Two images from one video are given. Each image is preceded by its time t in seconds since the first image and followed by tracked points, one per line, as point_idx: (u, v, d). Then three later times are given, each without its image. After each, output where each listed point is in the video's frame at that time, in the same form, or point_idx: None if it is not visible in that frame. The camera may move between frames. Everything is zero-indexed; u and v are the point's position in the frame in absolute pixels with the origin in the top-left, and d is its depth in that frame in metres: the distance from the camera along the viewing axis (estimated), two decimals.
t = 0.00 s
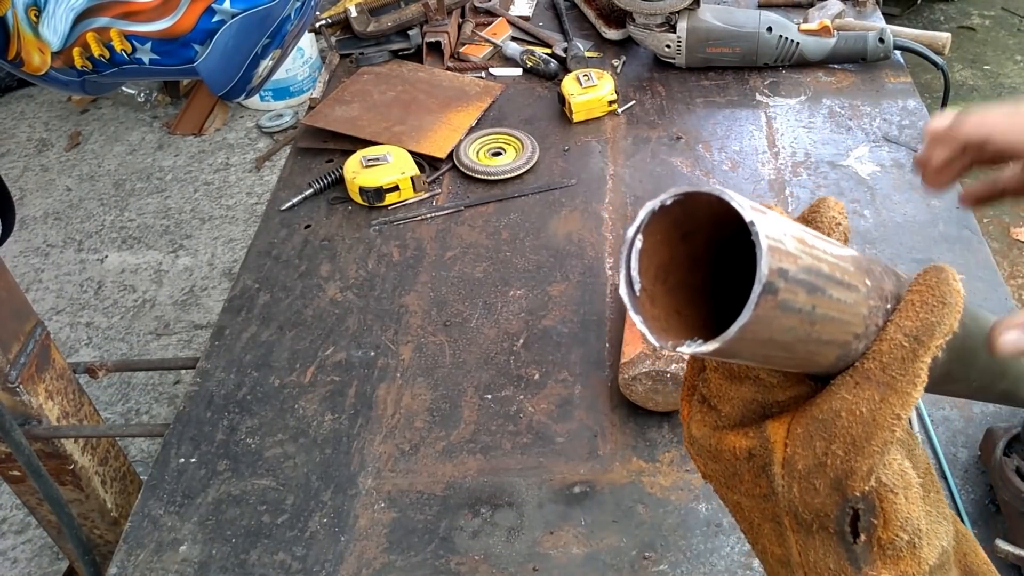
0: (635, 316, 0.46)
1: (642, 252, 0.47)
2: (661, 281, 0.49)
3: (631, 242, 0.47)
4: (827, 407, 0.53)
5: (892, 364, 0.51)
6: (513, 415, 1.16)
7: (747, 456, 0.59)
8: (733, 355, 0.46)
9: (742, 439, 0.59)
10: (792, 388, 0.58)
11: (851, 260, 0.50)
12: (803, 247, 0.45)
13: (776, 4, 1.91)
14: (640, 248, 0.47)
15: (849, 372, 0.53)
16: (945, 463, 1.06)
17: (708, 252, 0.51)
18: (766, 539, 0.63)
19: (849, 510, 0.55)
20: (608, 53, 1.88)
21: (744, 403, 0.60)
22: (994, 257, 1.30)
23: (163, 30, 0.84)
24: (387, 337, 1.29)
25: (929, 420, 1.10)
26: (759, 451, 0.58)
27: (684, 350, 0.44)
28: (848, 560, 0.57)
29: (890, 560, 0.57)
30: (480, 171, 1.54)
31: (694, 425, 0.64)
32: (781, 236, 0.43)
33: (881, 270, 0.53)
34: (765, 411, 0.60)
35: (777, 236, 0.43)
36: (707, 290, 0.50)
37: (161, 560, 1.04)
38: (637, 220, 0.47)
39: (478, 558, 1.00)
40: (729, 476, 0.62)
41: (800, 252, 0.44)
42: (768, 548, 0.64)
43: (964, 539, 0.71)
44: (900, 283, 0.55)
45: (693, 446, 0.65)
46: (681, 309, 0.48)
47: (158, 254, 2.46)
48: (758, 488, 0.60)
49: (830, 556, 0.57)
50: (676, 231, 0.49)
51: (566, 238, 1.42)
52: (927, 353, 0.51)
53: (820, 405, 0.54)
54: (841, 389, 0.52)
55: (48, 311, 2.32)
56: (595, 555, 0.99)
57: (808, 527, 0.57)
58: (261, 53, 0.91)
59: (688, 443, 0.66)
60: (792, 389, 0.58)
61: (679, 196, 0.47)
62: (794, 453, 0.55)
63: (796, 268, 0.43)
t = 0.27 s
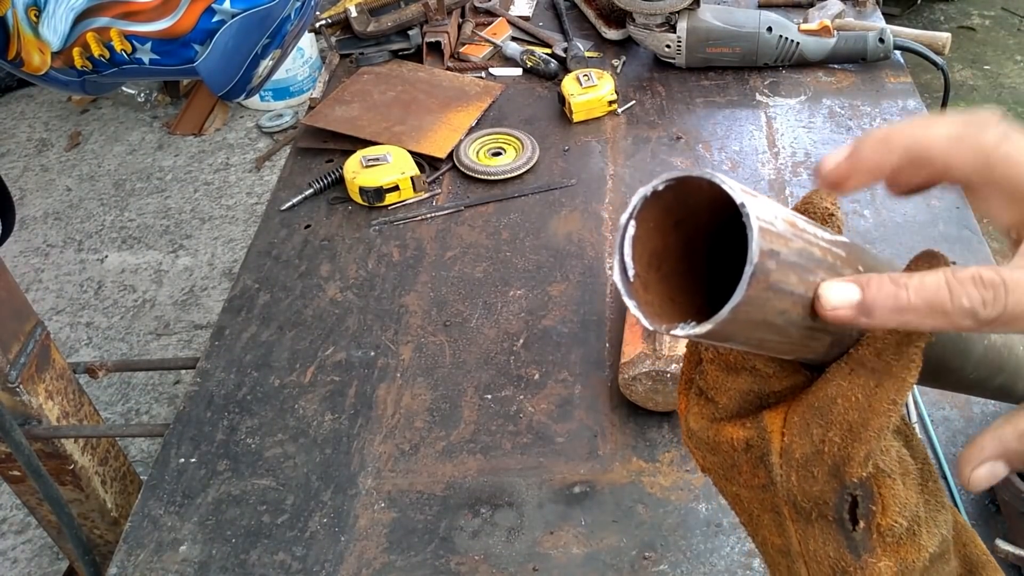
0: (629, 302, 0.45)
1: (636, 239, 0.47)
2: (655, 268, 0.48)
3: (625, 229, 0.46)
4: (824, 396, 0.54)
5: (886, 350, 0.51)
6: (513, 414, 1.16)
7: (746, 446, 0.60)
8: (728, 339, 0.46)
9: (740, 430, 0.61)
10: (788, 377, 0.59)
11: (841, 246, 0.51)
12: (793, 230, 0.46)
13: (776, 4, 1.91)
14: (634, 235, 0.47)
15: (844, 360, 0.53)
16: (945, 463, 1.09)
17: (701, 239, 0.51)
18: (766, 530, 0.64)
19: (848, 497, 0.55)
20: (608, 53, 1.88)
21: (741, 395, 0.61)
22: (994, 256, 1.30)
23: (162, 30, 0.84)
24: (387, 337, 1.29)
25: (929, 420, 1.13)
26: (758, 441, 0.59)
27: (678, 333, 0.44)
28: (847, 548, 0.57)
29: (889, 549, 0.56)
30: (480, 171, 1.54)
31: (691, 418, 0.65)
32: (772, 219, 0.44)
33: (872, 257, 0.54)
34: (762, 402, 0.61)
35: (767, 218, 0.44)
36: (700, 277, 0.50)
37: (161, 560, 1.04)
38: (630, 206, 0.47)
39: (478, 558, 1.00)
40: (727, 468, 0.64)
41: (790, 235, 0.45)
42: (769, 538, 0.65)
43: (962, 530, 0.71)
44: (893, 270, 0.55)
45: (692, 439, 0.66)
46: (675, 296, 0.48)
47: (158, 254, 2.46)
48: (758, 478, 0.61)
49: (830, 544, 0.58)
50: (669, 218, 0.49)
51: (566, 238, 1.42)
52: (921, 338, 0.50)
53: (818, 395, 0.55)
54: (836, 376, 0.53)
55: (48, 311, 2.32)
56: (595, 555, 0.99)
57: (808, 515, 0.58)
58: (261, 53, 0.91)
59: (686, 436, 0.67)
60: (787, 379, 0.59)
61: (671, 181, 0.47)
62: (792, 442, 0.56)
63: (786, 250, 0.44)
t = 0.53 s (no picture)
0: (628, 301, 0.45)
1: (635, 238, 0.47)
2: (654, 267, 0.48)
3: (624, 229, 0.47)
4: (823, 393, 0.53)
5: (886, 348, 0.51)
6: (513, 414, 1.16)
7: (744, 446, 0.59)
8: (726, 338, 0.46)
9: (738, 429, 0.59)
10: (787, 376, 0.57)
11: (841, 246, 0.50)
12: (793, 230, 0.45)
13: (776, 4, 1.91)
14: (632, 234, 0.47)
15: (843, 358, 0.52)
16: (945, 462, 1.09)
17: (699, 237, 0.51)
18: (762, 531, 0.63)
19: (846, 497, 0.54)
20: (608, 53, 1.88)
21: (739, 394, 0.60)
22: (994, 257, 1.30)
23: (162, 30, 0.84)
24: (387, 337, 1.29)
25: (929, 420, 1.13)
26: (755, 440, 0.58)
27: (676, 331, 0.44)
28: (845, 548, 0.56)
29: (887, 548, 0.55)
30: (480, 171, 1.54)
31: (689, 417, 0.64)
32: (771, 218, 0.44)
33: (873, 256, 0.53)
34: (760, 401, 0.60)
35: (766, 218, 0.43)
36: (700, 275, 0.50)
37: (161, 560, 1.04)
38: (629, 205, 0.47)
39: (478, 558, 1.00)
40: (724, 468, 0.62)
41: (790, 235, 0.44)
42: (765, 539, 0.63)
43: (959, 533, 0.71)
44: (893, 270, 0.55)
45: (689, 438, 0.65)
46: (675, 295, 0.48)
47: (158, 254, 2.46)
48: (754, 478, 0.60)
49: (827, 544, 0.57)
50: (667, 218, 0.49)
51: (566, 238, 1.42)
52: (920, 337, 0.50)
53: (816, 392, 0.53)
54: (836, 375, 0.52)
55: (48, 311, 2.32)
56: (595, 555, 0.99)
57: (805, 515, 0.57)
58: (261, 53, 0.91)
59: (684, 436, 0.66)
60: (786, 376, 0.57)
61: (670, 180, 0.47)
62: (790, 440, 0.55)
63: (785, 250, 0.43)
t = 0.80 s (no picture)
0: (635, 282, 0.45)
1: (643, 220, 0.47)
2: (662, 250, 0.48)
3: (632, 209, 0.46)
4: (827, 380, 0.52)
5: (892, 335, 0.50)
6: (513, 414, 1.16)
7: (747, 433, 0.59)
8: (733, 320, 0.46)
9: (741, 417, 0.59)
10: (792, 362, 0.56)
11: (850, 232, 0.50)
12: (803, 213, 0.45)
13: (776, 4, 1.91)
14: (641, 215, 0.47)
15: (849, 344, 0.52)
16: (946, 462, 1.09)
17: (709, 220, 0.50)
18: (765, 518, 0.63)
19: (850, 484, 0.54)
20: (608, 53, 1.88)
21: (743, 380, 0.59)
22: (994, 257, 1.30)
23: (162, 30, 0.84)
24: (387, 337, 1.29)
25: (930, 420, 1.13)
26: (759, 428, 0.57)
27: (683, 312, 0.44)
28: (848, 536, 0.57)
29: (890, 537, 0.56)
30: (480, 171, 1.54)
31: (693, 404, 0.64)
32: (780, 200, 0.44)
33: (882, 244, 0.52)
34: (765, 388, 0.59)
35: (776, 199, 0.43)
36: (708, 259, 0.49)
37: (161, 560, 1.04)
38: (637, 186, 0.47)
39: (478, 558, 1.00)
40: (728, 454, 0.62)
41: (800, 218, 0.44)
42: (767, 526, 0.63)
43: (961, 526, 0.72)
44: (901, 259, 0.53)
45: (693, 425, 0.64)
46: (682, 278, 0.47)
47: (158, 254, 2.46)
48: (758, 465, 0.59)
49: (830, 531, 0.57)
50: (677, 200, 0.48)
51: (566, 238, 1.42)
52: (926, 325, 0.49)
53: (820, 379, 0.53)
54: (841, 361, 0.52)
55: (48, 311, 2.32)
56: (595, 555, 0.99)
57: (807, 502, 0.56)
58: (261, 53, 0.91)
59: (687, 422, 0.65)
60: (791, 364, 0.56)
61: (679, 162, 0.47)
62: (794, 427, 0.54)
63: (795, 232, 0.43)
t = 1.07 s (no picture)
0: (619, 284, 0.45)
1: (628, 221, 0.47)
2: (648, 250, 0.48)
3: (616, 210, 0.46)
4: (814, 378, 0.52)
5: (877, 333, 0.50)
6: (513, 414, 1.16)
7: (736, 432, 0.59)
8: (717, 319, 0.46)
9: (731, 416, 0.59)
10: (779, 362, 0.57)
11: (834, 231, 0.50)
12: (785, 213, 0.45)
13: (776, 4, 1.91)
14: (625, 217, 0.47)
15: (834, 343, 0.52)
16: (945, 462, 1.09)
17: (694, 220, 0.50)
18: (755, 517, 0.63)
19: (837, 482, 0.54)
20: (608, 53, 1.88)
21: (733, 380, 0.60)
22: (994, 257, 1.30)
23: (162, 30, 0.84)
24: (387, 337, 1.29)
25: (929, 420, 1.14)
26: (748, 427, 0.58)
27: (667, 311, 0.44)
28: (837, 533, 0.56)
29: (878, 534, 0.56)
30: (479, 171, 1.54)
31: (683, 405, 0.64)
32: (761, 199, 0.44)
33: (866, 243, 0.52)
34: (753, 387, 0.59)
35: (757, 199, 0.43)
36: (693, 258, 0.49)
37: (161, 560, 1.04)
38: (621, 188, 0.47)
39: (479, 558, 1.00)
40: (718, 455, 0.63)
41: (781, 217, 0.44)
42: (758, 525, 0.63)
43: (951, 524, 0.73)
44: (886, 259, 0.53)
45: (684, 425, 0.65)
46: (667, 278, 0.47)
47: (158, 254, 2.46)
48: (747, 465, 0.59)
49: (819, 530, 0.57)
50: (661, 201, 0.48)
51: (566, 238, 1.42)
52: (911, 323, 0.49)
53: (807, 378, 0.53)
54: (827, 359, 0.52)
55: (48, 311, 2.32)
56: (595, 555, 0.99)
57: (796, 501, 0.56)
58: (261, 54, 0.91)
59: (679, 423, 0.66)
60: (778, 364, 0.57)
61: (662, 162, 0.47)
62: (782, 426, 0.54)
63: (776, 232, 0.43)
